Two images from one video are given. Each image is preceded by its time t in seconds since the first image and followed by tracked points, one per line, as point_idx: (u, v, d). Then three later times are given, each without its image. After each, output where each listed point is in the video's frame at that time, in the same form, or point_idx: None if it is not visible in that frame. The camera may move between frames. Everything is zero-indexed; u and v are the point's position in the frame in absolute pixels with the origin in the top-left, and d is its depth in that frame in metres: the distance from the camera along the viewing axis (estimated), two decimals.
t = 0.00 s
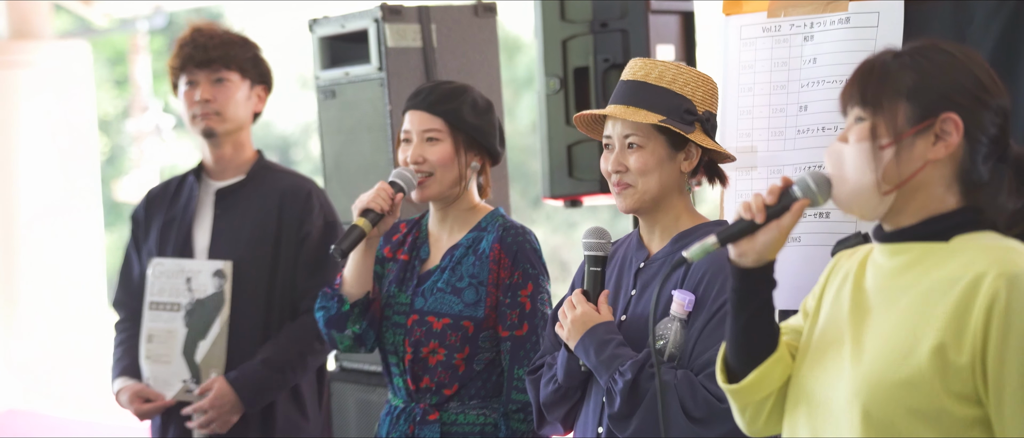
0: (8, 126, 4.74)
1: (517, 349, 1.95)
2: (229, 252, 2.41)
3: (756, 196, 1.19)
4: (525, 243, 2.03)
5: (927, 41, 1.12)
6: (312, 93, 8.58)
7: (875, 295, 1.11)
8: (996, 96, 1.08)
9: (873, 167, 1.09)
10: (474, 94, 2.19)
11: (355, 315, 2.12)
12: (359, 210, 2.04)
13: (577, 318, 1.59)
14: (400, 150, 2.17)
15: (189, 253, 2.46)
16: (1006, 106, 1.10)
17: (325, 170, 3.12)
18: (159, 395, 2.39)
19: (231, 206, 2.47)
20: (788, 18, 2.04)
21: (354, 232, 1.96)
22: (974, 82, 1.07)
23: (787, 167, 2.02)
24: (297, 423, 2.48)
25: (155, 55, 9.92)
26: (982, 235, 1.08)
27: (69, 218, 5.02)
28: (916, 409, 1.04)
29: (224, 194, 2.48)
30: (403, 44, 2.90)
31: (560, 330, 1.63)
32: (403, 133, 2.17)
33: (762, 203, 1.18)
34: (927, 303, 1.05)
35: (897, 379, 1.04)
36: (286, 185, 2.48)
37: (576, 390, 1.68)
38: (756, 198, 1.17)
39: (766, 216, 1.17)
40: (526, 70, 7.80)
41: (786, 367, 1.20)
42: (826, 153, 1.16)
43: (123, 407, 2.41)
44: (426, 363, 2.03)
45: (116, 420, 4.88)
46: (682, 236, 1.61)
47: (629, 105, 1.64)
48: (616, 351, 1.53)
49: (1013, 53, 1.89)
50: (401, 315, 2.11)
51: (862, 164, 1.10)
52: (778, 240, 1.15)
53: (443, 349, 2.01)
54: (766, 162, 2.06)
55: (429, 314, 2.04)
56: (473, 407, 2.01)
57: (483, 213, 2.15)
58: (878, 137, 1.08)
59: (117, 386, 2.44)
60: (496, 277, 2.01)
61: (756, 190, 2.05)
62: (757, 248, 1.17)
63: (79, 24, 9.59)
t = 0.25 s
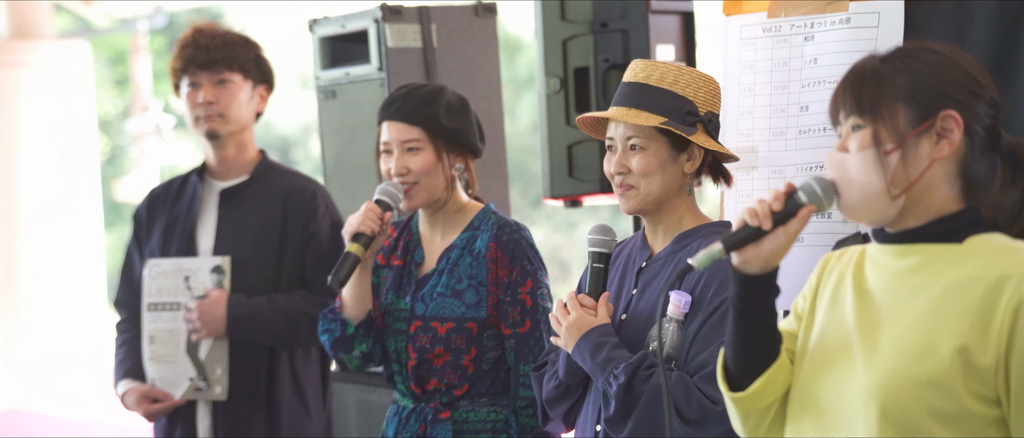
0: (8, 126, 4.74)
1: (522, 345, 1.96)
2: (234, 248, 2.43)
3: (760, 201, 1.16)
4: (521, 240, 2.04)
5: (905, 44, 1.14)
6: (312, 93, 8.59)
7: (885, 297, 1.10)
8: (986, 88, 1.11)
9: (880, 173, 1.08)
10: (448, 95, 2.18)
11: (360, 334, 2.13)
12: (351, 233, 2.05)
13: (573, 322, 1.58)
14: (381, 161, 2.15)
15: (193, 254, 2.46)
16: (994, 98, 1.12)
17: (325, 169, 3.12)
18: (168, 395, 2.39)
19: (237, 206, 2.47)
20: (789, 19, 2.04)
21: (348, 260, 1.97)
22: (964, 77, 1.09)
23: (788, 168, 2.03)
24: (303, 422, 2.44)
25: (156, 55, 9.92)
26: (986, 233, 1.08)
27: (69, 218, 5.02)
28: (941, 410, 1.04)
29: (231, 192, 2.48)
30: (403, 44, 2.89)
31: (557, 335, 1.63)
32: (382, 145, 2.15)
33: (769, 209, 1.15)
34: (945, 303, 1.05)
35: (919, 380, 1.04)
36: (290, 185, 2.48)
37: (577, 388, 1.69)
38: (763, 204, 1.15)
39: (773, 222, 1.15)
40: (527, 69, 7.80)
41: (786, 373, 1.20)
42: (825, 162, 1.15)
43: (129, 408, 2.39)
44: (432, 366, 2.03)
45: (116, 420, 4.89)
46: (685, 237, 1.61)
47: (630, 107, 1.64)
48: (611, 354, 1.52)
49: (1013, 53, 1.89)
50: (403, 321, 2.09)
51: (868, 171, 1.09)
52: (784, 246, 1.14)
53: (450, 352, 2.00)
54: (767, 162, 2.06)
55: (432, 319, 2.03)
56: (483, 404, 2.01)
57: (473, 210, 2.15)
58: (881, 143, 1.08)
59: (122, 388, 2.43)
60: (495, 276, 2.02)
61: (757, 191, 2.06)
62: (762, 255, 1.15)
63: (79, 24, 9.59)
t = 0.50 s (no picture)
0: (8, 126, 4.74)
1: (522, 347, 1.98)
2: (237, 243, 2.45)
3: (759, 199, 1.17)
4: (508, 243, 2.03)
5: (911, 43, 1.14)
6: (312, 94, 8.60)
7: (883, 292, 1.11)
8: (991, 91, 1.10)
9: (880, 173, 1.08)
10: (409, 112, 2.16)
11: (366, 360, 2.14)
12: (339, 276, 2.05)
13: (578, 319, 1.58)
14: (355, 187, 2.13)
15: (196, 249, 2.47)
16: (999, 100, 1.12)
17: (325, 170, 3.12)
18: (175, 388, 2.39)
19: (239, 206, 2.47)
20: (789, 19, 2.04)
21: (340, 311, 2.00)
22: (970, 79, 1.09)
23: (789, 168, 2.03)
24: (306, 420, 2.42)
25: (157, 55, 9.92)
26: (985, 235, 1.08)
27: (69, 218, 5.02)
28: (922, 409, 1.04)
29: (233, 192, 2.49)
30: (403, 45, 2.90)
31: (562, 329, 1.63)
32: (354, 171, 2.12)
33: (767, 207, 1.17)
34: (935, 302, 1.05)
35: (903, 377, 1.05)
36: (293, 185, 2.47)
37: (578, 385, 1.69)
38: (762, 202, 1.16)
39: (772, 220, 1.16)
40: (527, 70, 7.80)
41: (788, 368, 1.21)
42: (827, 158, 1.15)
43: (136, 403, 2.39)
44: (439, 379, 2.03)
45: (116, 420, 4.89)
46: (689, 237, 1.61)
47: (636, 110, 1.64)
48: (615, 350, 1.53)
49: (1012, 53, 1.90)
50: (404, 339, 2.08)
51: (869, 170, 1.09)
52: (783, 244, 1.15)
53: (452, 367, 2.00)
54: (768, 162, 2.06)
55: (430, 336, 2.01)
56: (494, 404, 2.03)
57: (456, 216, 2.16)
58: (883, 143, 1.08)
59: (129, 383, 2.43)
60: (485, 284, 2.02)
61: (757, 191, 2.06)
62: (761, 252, 1.17)
63: (79, 24, 9.59)
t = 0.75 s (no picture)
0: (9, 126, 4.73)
1: (524, 347, 1.96)
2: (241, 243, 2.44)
3: (770, 208, 1.19)
4: (521, 239, 2.04)
5: (917, 46, 1.13)
6: (312, 94, 8.60)
7: (891, 293, 1.12)
8: (996, 89, 1.09)
9: (885, 187, 1.10)
10: (447, 95, 2.19)
11: (363, 337, 2.13)
12: (351, 237, 2.03)
13: (590, 323, 1.59)
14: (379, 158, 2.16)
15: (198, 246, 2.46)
16: (1006, 96, 1.11)
17: (325, 170, 3.12)
18: (180, 386, 2.39)
19: (242, 206, 2.47)
20: (789, 20, 2.05)
21: (350, 264, 1.98)
22: (970, 81, 1.07)
23: (791, 169, 2.03)
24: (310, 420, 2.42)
25: (157, 56, 9.91)
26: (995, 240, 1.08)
27: (69, 218, 5.02)
28: (911, 410, 1.05)
29: (234, 194, 2.48)
30: (403, 45, 2.90)
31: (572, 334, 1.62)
32: (380, 141, 2.16)
33: (775, 216, 1.18)
34: (932, 305, 1.06)
35: (894, 378, 1.06)
36: (296, 187, 2.48)
37: (584, 389, 1.69)
38: (770, 211, 1.18)
39: (778, 230, 1.17)
40: (528, 70, 7.80)
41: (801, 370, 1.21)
42: (836, 173, 1.17)
43: (142, 402, 2.39)
44: (436, 370, 2.03)
45: (116, 421, 4.87)
46: (692, 237, 1.63)
47: (640, 110, 1.62)
48: (631, 354, 1.53)
49: (1012, 54, 1.90)
50: (405, 325, 2.10)
51: (874, 185, 1.11)
52: (792, 253, 1.17)
53: (451, 356, 2.01)
54: (770, 163, 2.06)
55: (433, 322, 2.03)
56: (487, 406, 2.02)
57: (469, 210, 2.16)
58: (883, 157, 1.09)
59: (132, 383, 2.43)
60: (495, 278, 2.02)
61: (759, 191, 2.06)
62: (771, 261, 1.19)
63: (79, 24, 9.58)
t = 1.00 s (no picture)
0: (9, 126, 4.72)
1: (524, 349, 1.95)
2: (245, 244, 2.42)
3: (773, 205, 1.19)
4: (531, 242, 2.04)
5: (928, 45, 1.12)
6: (312, 95, 8.60)
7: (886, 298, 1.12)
8: (1004, 93, 1.08)
9: (875, 179, 1.10)
10: (474, 95, 2.20)
11: (365, 326, 2.13)
12: (366, 222, 2.05)
13: (599, 324, 1.56)
14: (401, 153, 2.17)
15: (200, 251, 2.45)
16: (1016, 102, 1.10)
17: (325, 170, 3.12)
18: (178, 391, 2.38)
19: (244, 206, 2.47)
20: (789, 20, 2.05)
21: (362, 248, 1.97)
22: (975, 81, 1.07)
23: (793, 169, 2.03)
24: (312, 421, 2.43)
25: (157, 56, 9.91)
26: (989, 242, 1.06)
27: (69, 218, 5.02)
28: (891, 414, 1.05)
29: (236, 194, 2.48)
30: (403, 45, 2.89)
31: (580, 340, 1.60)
32: (404, 136, 2.16)
33: (779, 213, 1.18)
34: (912, 310, 1.06)
35: (873, 383, 1.06)
36: (297, 186, 2.48)
37: (585, 391, 1.69)
38: (773, 207, 1.18)
39: (782, 225, 1.17)
40: (529, 71, 7.80)
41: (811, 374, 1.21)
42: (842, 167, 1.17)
43: (139, 403, 2.38)
44: (432, 365, 2.03)
45: (116, 421, 4.87)
46: (693, 237, 1.63)
47: (660, 105, 1.62)
48: (643, 353, 1.52)
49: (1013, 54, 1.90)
50: (405, 318, 2.10)
51: (867, 176, 1.11)
52: (795, 250, 1.16)
53: (449, 350, 2.00)
54: (772, 163, 2.06)
55: (435, 315, 2.03)
56: (477, 409, 2.00)
57: (484, 214, 2.16)
58: (876, 148, 1.09)
59: (131, 384, 2.42)
60: (501, 277, 2.02)
61: (760, 192, 2.07)
62: (775, 257, 1.18)
63: (79, 24, 9.58)
